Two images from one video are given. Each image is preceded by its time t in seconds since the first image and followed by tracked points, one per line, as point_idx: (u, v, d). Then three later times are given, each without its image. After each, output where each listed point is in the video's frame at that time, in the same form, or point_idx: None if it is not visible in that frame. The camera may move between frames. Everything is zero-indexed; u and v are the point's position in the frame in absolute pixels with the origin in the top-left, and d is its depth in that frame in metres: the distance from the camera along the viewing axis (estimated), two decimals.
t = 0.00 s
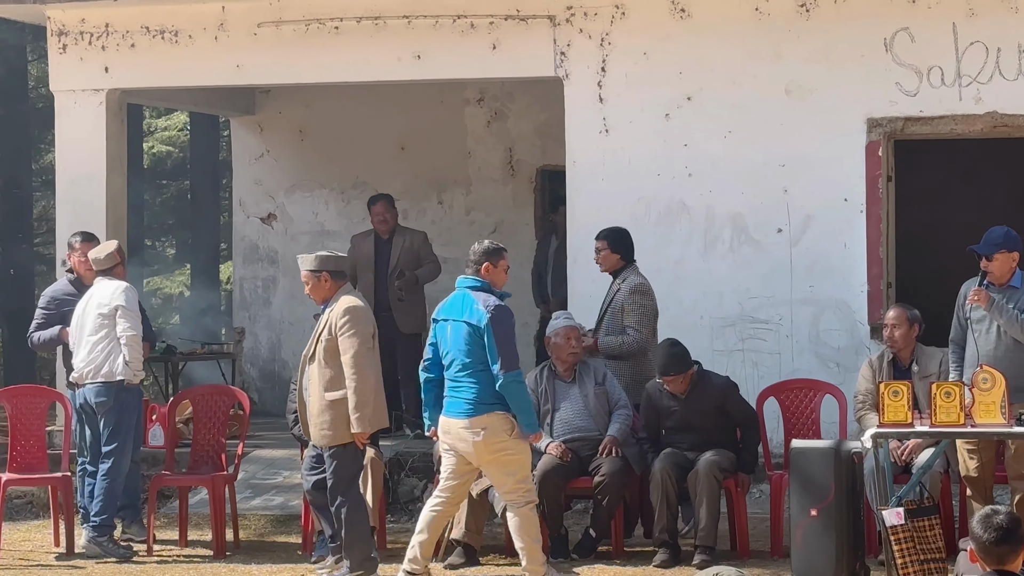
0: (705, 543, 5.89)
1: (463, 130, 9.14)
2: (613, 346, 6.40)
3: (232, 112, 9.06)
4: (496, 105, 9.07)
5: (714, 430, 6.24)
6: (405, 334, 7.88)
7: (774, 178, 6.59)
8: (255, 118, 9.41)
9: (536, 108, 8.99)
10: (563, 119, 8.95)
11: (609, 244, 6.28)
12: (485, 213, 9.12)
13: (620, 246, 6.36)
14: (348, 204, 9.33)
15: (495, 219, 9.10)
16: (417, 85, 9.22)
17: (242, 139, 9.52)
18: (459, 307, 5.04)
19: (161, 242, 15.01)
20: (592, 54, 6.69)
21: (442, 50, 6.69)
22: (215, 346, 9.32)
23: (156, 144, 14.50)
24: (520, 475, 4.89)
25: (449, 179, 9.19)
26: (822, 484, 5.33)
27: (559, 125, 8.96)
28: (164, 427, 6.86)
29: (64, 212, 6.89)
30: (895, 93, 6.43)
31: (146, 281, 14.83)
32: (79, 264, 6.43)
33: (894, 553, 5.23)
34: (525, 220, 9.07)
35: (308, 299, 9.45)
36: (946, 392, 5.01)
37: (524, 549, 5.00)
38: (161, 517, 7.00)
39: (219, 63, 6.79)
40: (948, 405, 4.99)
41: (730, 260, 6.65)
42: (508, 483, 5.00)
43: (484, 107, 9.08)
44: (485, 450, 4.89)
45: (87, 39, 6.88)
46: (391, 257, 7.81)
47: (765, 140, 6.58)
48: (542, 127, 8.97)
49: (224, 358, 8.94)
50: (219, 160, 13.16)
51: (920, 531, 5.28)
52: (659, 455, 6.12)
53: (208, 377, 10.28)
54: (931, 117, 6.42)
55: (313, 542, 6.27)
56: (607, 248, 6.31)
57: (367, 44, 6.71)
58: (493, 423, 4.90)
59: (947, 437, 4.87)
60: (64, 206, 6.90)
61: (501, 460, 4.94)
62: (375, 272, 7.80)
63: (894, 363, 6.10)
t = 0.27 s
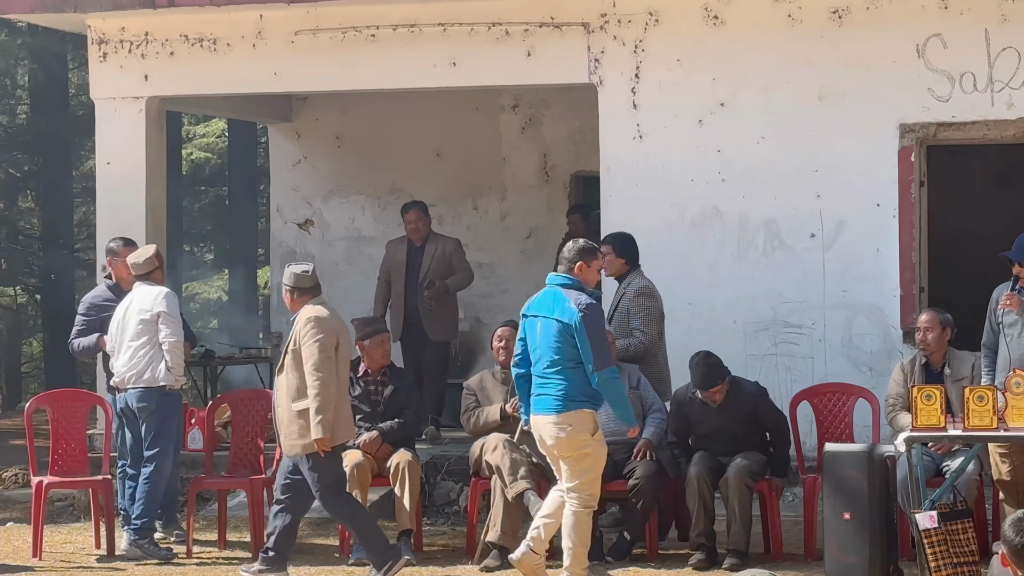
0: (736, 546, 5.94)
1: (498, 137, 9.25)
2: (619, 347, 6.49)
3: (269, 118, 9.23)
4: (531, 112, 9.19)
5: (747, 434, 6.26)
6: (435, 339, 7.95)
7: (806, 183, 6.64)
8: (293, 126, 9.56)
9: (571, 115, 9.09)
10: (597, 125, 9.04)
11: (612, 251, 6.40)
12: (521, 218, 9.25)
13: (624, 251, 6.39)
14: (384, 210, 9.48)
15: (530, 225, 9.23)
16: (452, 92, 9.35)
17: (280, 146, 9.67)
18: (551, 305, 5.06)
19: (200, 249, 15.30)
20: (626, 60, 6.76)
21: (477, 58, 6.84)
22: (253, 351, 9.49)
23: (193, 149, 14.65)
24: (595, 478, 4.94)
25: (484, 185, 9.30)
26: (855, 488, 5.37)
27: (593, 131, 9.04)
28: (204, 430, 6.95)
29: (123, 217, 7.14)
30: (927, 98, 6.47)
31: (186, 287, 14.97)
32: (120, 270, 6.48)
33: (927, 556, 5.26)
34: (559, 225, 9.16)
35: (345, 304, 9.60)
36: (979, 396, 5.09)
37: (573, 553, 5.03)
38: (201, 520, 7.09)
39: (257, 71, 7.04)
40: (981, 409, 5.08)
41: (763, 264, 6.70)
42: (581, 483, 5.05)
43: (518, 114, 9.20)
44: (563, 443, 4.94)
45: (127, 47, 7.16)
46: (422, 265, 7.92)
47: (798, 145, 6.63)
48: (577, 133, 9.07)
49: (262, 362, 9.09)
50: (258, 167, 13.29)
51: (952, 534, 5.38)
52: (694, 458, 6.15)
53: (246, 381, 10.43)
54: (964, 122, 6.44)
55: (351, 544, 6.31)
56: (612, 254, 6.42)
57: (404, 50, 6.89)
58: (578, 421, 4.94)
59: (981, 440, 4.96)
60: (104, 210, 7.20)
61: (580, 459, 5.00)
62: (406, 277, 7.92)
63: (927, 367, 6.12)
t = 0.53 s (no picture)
0: (764, 551, 5.84)
1: (526, 140, 9.26)
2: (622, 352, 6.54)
3: (298, 122, 9.26)
4: (560, 116, 9.20)
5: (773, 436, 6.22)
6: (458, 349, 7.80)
7: (836, 186, 6.63)
8: (322, 129, 9.60)
9: (599, 118, 9.10)
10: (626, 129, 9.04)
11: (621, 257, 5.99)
12: (549, 222, 9.24)
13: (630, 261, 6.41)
14: (413, 214, 9.50)
15: (559, 228, 9.22)
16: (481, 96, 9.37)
17: (310, 150, 9.71)
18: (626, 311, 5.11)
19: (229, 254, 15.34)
20: (655, 64, 6.76)
21: (506, 62, 6.85)
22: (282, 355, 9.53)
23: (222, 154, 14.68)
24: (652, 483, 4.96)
25: (513, 189, 9.31)
26: (885, 491, 5.35)
27: (622, 135, 9.05)
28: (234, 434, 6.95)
29: (162, 222, 7.18)
30: (957, 101, 6.46)
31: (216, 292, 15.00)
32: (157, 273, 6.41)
33: (957, 560, 5.28)
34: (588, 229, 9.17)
35: (374, 307, 9.61)
36: (1010, 400, 5.06)
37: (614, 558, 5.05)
38: (230, 523, 7.11)
39: (286, 75, 7.09)
40: (1012, 413, 5.05)
41: (792, 268, 6.69)
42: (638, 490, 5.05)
43: (547, 118, 9.20)
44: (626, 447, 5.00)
45: (158, 51, 7.21)
46: (451, 271, 7.86)
47: (827, 149, 6.62)
48: (606, 137, 9.08)
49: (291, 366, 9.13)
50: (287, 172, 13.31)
51: (984, 539, 5.32)
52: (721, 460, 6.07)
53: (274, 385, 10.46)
54: (994, 126, 6.43)
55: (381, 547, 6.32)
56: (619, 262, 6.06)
57: (434, 54, 6.92)
58: (646, 427, 5.00)
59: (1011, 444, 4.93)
60: (133, 212, 7.25)
61: (640, 465, 5.02)
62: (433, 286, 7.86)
63: (957, 371, 6.12)
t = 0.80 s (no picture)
0: (783, 553, 5.80)
1: (544, 143, 9.27)
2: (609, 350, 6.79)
3: (316, 125, 9.29)
4: (577, 119, 9.20)
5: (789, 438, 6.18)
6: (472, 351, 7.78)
7: (854, 190, 6.62)
8: (339, 133, 9.63)
9: (617, 122, 9.10)
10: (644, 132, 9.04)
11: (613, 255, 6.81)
12: (567, 225, 9.24)
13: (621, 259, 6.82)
14: (430, 217, 9.50)
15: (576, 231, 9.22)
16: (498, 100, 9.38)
17: (328, 153, 9.75)
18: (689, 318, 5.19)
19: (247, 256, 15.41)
20: (673, 67, 6.76)
21: (525, 65, 6.86)
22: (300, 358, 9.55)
23: (242, 157, 14.49)
24: (729, 490, 5.06)
25: (531, 192, 9.32)
26: (903, 494, 5.35)
27: (640, 138, 9.04)
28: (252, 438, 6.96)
29: (185, 226, 7.20)
30: (975, 105, 6.45)
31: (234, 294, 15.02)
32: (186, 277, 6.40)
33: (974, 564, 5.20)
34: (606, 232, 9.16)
35: (391, 310, 9.63)
36: None
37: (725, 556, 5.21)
38: (249, 526, 7.13)
39: (304, 78, 7.11)
40: None
41: (810, 272, 6.69)
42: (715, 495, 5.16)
43: (565, 121, 9.21)
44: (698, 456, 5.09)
45: (176, 55, 7.23)
46: (467, 271, 7.83)
47: (845, 153, 6.61)
48: (623, 140, 9.08)
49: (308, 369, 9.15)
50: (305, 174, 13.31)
51: (1001, 542, 5.22)
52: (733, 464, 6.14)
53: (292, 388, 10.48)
54: (1012, 129, 6.41)
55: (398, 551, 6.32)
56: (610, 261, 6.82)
57: (451, 58, 6.94)
58: (709, 434, 5.08)
59: None
60: (153, 215, 7.27)
61: (711, 472, 5.12)
62: (450, 283, 7.85)
63: (975, 376, 6.10)
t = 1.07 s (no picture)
0: (790, 554, 5.79)
1: (552, 145, 9.27)
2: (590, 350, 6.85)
3: (324, 126, 9.30)
4: (586, 121, 9.21)
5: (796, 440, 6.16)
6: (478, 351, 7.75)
7: (862, 192, 6.62)
8: (348, 134, 9.64)
9: (624, 123, 9.10)
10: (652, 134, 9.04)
11: (595, 258, 6.92)
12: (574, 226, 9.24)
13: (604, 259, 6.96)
14: (438, 218, 9.51)
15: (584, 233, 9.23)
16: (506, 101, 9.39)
17: (336, 154, 9.76)
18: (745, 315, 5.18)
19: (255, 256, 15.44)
20: (681, 69, 6.77)
21: (533, 67, 6.87)
22: (308, 360, 9.56)
23: (250, 159, 14.40)
24: (776, 475, 5.11)
25: (539, 193, 9.32)
26: (911, 497, 5.35)
27: (648, 139, 9.05)
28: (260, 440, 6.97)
29: (196, 228, 7.22)
30: (983, 107, 6.45)
31: (244, 295, 15.03)
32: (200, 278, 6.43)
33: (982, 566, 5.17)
34: (614, 234, 9.17)
35: (399, 312, 9.64)
36: None
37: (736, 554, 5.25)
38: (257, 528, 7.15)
39: (313, 80, 7.12)
40: None
41: (818, 274, 6.69)
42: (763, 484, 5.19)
43: (573, 123, 9.22)
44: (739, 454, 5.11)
45: (185, 57, 7.24)
46: (473, 272, 7.77)
47: (853, 154, 6.62)
48: (632, 142, 9.08)
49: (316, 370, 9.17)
50: (314, 175, 13.32)
51: (1008, 545, 5.19)
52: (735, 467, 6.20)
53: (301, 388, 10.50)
54: (1020, 131, 6.41)
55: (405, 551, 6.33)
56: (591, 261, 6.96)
57: (460, 60, 6.94)
58: (746, 426, 5.09)
59: None
60: (163, 217, 7.28)
61: (754, 463, 5.15)
62: (456, 286, 7.77)
63: (982, 378, 6.10)
